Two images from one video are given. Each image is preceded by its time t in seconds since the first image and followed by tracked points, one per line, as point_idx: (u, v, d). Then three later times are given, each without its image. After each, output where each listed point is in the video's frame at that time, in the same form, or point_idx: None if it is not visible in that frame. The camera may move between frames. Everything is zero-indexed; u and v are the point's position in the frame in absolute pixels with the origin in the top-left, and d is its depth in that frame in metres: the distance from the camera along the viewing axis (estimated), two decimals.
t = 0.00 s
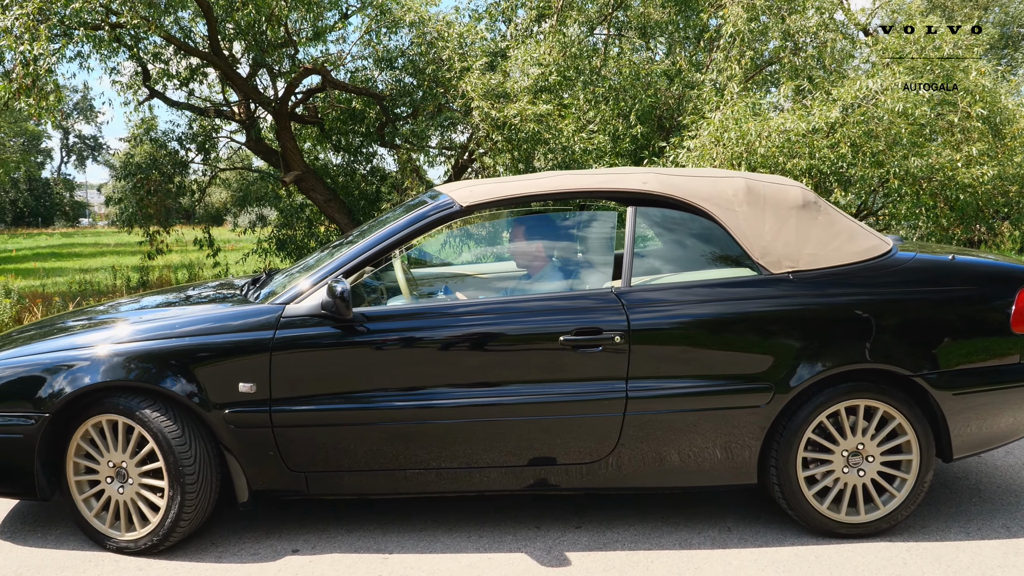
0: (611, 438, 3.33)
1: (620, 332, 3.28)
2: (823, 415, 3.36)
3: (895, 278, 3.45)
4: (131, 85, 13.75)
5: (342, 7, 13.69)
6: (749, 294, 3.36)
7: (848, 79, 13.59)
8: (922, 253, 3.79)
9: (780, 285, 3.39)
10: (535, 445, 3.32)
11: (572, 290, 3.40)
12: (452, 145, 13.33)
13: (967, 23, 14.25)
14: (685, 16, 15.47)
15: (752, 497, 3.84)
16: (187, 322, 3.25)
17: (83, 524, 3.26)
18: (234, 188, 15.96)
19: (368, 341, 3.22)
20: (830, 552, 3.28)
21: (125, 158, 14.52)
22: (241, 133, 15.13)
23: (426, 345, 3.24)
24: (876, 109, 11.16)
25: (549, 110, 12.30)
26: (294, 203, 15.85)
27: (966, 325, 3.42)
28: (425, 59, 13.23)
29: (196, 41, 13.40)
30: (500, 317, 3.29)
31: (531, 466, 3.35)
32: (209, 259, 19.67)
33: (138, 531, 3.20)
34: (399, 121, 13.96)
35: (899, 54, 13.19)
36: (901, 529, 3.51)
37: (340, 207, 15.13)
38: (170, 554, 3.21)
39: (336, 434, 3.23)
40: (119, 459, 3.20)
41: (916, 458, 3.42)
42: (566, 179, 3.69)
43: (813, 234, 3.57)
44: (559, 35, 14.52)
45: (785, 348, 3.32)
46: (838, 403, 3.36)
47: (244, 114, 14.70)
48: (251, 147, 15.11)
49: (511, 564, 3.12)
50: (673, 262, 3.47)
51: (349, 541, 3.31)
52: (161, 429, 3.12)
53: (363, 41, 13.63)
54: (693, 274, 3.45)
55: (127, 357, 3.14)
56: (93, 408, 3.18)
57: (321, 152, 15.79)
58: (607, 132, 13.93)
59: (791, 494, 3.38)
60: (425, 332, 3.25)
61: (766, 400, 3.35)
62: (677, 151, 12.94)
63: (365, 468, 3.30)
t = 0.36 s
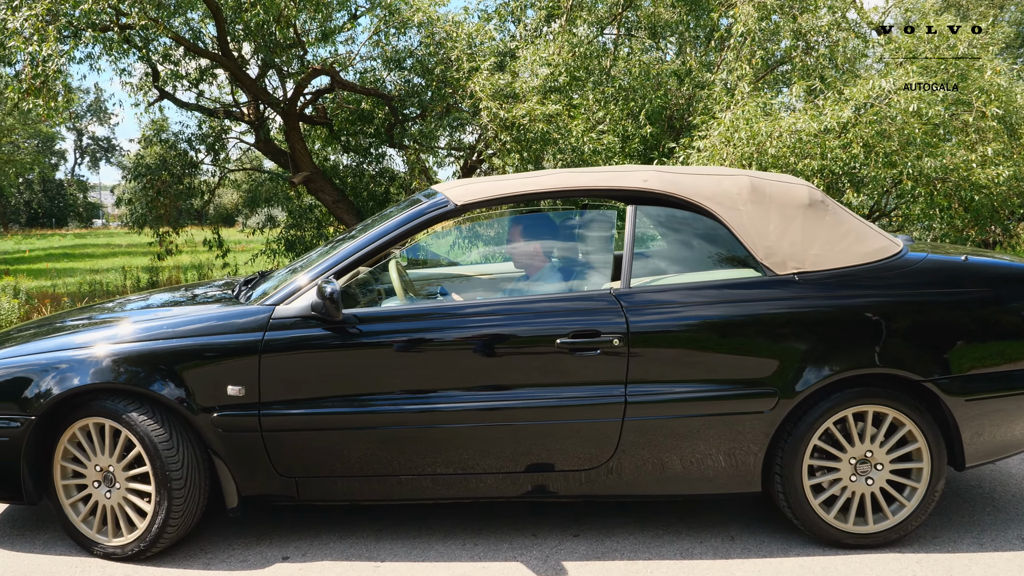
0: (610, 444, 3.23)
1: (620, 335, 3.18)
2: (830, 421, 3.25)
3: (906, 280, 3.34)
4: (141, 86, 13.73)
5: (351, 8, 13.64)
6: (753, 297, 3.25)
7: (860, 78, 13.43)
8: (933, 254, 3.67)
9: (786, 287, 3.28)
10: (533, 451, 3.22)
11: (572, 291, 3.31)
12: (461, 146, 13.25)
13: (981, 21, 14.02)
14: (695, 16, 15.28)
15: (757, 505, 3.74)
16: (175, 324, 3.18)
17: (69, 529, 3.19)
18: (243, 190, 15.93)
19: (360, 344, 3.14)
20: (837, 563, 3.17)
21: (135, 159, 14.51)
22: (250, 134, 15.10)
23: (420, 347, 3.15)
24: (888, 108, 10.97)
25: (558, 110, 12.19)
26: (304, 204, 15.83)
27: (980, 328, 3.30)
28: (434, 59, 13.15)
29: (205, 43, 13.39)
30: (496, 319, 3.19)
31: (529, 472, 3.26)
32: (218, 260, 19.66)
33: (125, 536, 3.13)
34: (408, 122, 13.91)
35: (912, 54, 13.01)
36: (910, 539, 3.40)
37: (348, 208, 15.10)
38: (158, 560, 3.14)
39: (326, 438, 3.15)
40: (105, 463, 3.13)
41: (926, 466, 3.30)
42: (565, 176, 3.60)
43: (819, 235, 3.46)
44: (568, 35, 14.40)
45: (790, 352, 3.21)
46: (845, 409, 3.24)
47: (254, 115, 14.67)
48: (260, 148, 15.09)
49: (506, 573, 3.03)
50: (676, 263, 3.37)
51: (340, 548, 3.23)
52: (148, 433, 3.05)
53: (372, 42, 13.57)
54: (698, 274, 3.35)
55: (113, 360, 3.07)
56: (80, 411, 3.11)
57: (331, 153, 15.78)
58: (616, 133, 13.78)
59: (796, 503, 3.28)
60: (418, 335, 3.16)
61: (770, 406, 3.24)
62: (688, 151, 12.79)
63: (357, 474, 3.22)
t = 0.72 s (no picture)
0: (615, 452, 3.12)
1: (625, 339, 3.06)
2: (845, 429, 3.12)
3: (925, 282, 3.21)
4: (154, 86, 13.73)
5: (363, 7, 13.59)
6: (765, 299, 3.13)
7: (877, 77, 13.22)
8: (952, 255, 3.53)
9: (799, 289, 3.16)
10: (536, 458, 3.12)
11: (576, 293, 3.22)
12: (473, 145, 13.15)
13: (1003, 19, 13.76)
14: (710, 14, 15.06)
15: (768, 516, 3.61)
16: (170, 327, 3.10)
17: (60, 536, 3.12)
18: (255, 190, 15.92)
19: (357, 347, 3.05)
20: None
21: (149, 159, 14.52)
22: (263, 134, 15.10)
23: (419, 350, 3.06)
24: (905, 107, 10.78)
25: (571, 109, 12.07)
26: (316, 204, 15.79)
27: (1002, 333, 3.17)
28: (446, 58, 13.08)
29: (217, 43, 13.39)
30: (496, 321, 3.10)
31: (531, 480, 3.15)
32: (232, 259, 19.69)
33: (116, 544, 3.05)
34: (420, 122, 13.84)
35: (931, 52, 12.80)
36: (928, 553, 3.26)
37: (360, 207, 15.04)
38: (149, 569, 3.06)
39: (323, 444, 3.06)
40: (97, 468, 3.06)
41: (946, 477, 3.17)
42: (570, 175, 3.50)
43: (834, 237, 3.33)
44: (582, 34, 14.28)
45: (803, 357, 3.09)
46: (861, 418, 3.12)
47: (267, 115, 14.67)
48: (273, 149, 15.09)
49: None
50: (686, 264, 3.26)
51: (337, 557, 3.14)
52: (139, 438, 2.97)
53: (384, 42, 13.52)
54: (708, 276, 3.23)
55: (105, 363, 3.00)
56: (71, 414, 3.04)
57: (343, 153, 15.75)
58: (631, 132, 13.56)
59: (809, 514, 3.15)
60: (417, 338, 3.06)
61: (782, 413, 3.12)
62: (702, 151, 12.64)
63: (354, 481, 3.13)
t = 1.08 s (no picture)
0: (621, 462, 3.00)
1: (630, 345, 2.94)
2: (861, 440, 2.99)
3: (946, 286, 3.06)
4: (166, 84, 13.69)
5: (374, 4, 13.49)
6: (778, 302, 3.00)
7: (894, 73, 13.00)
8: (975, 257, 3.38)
9: (814, 292, 3.03)
10: (539, 468, 3.00)
11: (581, 294, 3.11)
12: (485, 143, 13.03)
13: None
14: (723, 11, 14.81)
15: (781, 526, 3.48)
16: (162, 330, 3.01)
17: (49, 544, 3.04)
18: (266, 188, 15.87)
19: (353, 352, 2.94)
20: None
21: (160, 157, 14.49)
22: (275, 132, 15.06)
23: (417, 355, 2.94)
24: (923, 104, 10.56)
25: (583, 107, 11.92)
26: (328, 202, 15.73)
27: None
28: (457, 56, 12.96)
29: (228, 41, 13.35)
30: (497, 326, 2.98)
31: (534, 491, 3.04)
32: (243, 257, 19.67)
33: (105, 554, 2.97)
34: (431, 120, 13.73)
35: (948, 48, 12.57)
36: (949, 569, 3.12)
37: (371, 206, 14.96)
38: None
39: (317, 452, 2.96)
40: (85, 475, 2.98)
41: (967, 490, 3.03)
42: (576, 172, 3.38)
43: (850, 238, 3.19)
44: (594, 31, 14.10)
45: (818, 364, 2.96)
46: (879, 427, 2.98)
47: (278, 113, 14.61)
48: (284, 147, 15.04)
49: None
50: (696, 265, 3.14)
51: (332, 568, 3.04)
52: (127, 445, 2.89)
53: (396, 39, 13.42)
54: (721, 278, 3.11)
55: (93, 368, 2.91)
56: (60, 420, 2.96)
57: (355, 151, 15.69)
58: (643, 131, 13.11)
59: (824, 528, 3.02)
60: (414, 343, 2.95)
61: (795, 422, 2.99)
62: (716, 149, 12.45)
63: (351, 490, 3.03)
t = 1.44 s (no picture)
0: (629, 471, 2.89)
1: (639, 350, 2.83)
2: (880, 450, 2.87)
3: (969, 289, 2.93)
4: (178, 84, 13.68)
5: (386, 4, 13.42)
6: (792, 305, 2.88)
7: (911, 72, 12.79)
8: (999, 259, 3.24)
9: (830, 295, 2.90)
10: (544, 477, 2.90)
11: (588, 295, 3.01)
12: (496, 143, 12.92)
13: None
14: (737, 10, 14.66)
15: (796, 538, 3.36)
16: (156, 333, 2.93)
17: (41, 552, 2.98)
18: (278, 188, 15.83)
19: (351, 356, 2.84)
20: None
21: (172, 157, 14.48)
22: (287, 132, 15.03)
23: (416, 360, 2.84)
24: (941, 103, 10.34)
25: (595, 106, 11.79)
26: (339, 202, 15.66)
27: None
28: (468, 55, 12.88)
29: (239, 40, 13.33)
30: (500, 329, 2.87)
31: (538, 501, 2.94)
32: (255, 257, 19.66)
33: (97, 562, 2.91)
34: (443, 119, 13.63)
35: (966, 46, 12.35)
36: None
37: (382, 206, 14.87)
38: None
39: (315, 459, 2.87)
40: (77, 482, 2.90)
41: (992, 502, 2.90)
42: (585, 170, 3.27)
43: (868, 239, 3.06)
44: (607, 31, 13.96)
45: (835, 370, 2.83)
46: (899, 437, 2.86)
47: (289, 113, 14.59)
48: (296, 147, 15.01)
49: None
50: (708, 266, 3.03)
51: None
52: (119, 451, 2.81)
53: (407, 38, 13.36)
54: (735, 280, 2.99)
55: (85, 372, 2.83)
56: (51, 424, 2.89)
57: (366, 150, 15.63)
58: (656, 130, 13.01)
59: (840, 541, 2.90)
60: (414, 347, 2.85)
61: (811, 431, 2.87)
62: (730, 148, 12.28)
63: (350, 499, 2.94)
